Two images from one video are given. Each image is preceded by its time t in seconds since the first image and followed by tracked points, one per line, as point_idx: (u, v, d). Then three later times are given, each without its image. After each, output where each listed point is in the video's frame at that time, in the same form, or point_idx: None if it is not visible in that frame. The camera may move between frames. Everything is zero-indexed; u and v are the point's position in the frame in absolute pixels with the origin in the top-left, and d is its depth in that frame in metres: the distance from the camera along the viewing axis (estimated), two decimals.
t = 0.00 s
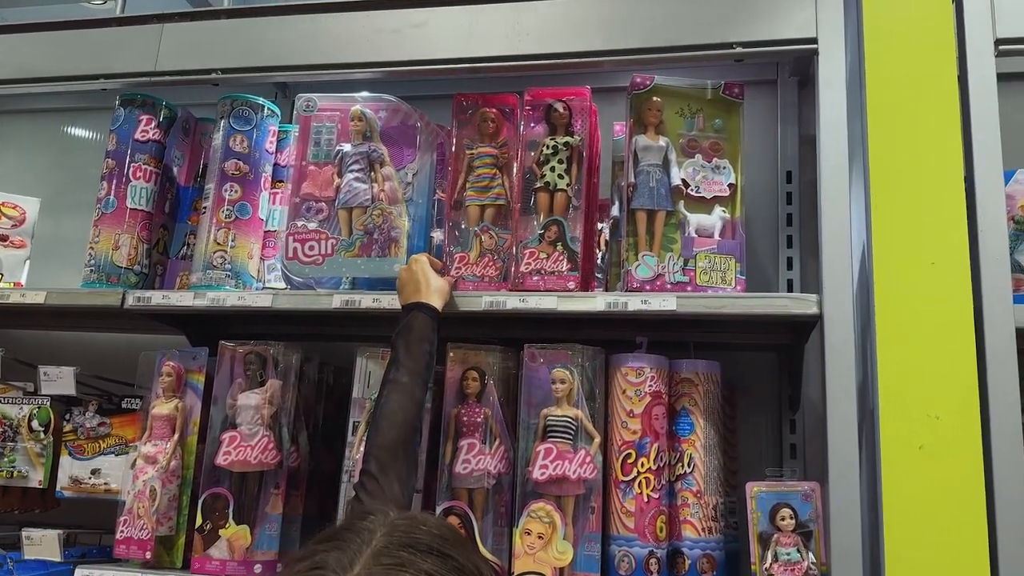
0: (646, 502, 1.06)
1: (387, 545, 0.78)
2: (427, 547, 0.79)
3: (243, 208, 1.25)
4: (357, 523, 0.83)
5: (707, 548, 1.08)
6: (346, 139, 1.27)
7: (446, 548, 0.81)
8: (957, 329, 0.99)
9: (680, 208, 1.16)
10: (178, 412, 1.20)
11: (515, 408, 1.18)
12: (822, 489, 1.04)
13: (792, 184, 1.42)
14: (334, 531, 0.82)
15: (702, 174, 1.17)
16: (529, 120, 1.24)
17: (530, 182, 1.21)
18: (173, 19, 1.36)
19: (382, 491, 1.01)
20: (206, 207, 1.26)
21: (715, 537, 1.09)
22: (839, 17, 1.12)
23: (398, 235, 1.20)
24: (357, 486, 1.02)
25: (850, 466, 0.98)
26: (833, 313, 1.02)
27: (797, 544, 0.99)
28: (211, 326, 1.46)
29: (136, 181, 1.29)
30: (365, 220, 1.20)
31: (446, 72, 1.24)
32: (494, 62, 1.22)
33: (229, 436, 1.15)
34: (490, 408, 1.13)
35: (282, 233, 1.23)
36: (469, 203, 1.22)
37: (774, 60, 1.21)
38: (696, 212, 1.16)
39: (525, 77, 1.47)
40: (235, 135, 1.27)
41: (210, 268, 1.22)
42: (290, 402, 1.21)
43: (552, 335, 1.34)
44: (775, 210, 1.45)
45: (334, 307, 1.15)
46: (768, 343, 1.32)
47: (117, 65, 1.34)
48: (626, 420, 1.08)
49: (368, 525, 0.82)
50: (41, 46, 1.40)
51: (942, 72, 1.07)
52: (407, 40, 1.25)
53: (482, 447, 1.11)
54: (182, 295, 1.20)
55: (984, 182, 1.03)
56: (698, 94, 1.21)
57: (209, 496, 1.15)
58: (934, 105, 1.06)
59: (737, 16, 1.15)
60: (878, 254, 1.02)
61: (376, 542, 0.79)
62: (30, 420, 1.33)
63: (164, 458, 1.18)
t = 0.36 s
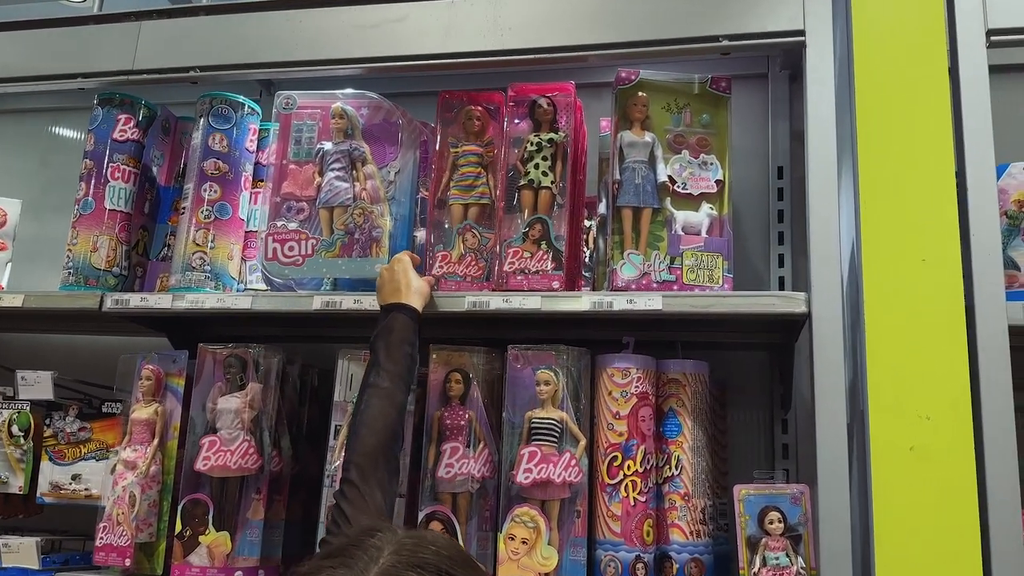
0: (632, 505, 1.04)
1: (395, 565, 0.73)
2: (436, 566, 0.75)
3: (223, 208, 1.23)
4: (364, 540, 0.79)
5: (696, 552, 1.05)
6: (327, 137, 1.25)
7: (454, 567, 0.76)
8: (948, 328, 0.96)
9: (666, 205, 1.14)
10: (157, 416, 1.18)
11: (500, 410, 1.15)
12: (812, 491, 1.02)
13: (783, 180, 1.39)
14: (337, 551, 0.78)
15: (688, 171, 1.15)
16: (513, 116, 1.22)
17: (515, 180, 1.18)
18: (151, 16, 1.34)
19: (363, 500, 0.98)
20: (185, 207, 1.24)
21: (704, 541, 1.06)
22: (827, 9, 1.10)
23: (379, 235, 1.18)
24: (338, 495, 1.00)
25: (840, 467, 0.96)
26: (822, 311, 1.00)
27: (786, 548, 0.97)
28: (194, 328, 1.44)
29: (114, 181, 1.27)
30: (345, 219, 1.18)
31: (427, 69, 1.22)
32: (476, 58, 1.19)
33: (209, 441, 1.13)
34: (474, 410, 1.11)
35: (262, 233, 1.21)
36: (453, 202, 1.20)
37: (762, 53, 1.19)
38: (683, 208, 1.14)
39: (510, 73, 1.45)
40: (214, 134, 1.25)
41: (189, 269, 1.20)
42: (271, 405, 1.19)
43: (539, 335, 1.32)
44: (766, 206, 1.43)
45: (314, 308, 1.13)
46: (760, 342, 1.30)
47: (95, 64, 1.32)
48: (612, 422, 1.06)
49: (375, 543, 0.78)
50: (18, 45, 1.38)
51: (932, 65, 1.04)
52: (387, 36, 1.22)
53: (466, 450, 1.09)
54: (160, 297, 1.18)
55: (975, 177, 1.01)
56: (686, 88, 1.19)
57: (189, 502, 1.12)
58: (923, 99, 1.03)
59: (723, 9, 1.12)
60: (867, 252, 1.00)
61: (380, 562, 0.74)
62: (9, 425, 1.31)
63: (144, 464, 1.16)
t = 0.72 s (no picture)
0: (637, 514, 1.00)
1: None
2: None
3: (210, 208, 1.19)
4: None
5: (703, 562, 1.01)
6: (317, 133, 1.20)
7: None
8: (965, 328, 0.92)
9: (670, 201, 1.09)
10: (144, 424, 1.14)
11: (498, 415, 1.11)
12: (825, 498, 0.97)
13: (789, 173, 1.35)
14: None
15: (692, 165, 1.11)
16: (509, 110, 1.17)
17: (512, 176, 1.13)
18: (134, 10, 1.29)
19: (349, 518, 0.96)
20: (171, 207, 1.20)
21: (711, 550, 1.02)
22: None
23: (371, 235, 1.14)
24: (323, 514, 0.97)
25: (853, 474, 0.92)
26: (834, 311, 0.95)
27: (797, 558, 0.93)
28: (183, 332, 1.40)
29: (97, 181, 1.22)
30: (336, 219, 1.14)
31: (419, 60, 1.17)
32: (470, 49, 1.15)
33: (196, 450, 1.09)
34: (471, 416, 1.07)
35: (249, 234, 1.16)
36: (448, 200, 1.16)
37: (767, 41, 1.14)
38: (685, 204, 1.10)
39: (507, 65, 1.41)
40: (199, 131, 1.21)
41: (175, 272, 1.16)
42: (262, 412, 1.15)
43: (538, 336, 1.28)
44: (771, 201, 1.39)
45: (305, 311, 1.08)
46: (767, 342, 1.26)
47: (76, 60, 1.27)
48: (614, 427, 1.02)
49: None
50: None
51: (945, 50, 1.00)
52: (377, 27, 1.18)
53: (463, 458, 1.04)
54: (145, 301, 1.13)
55: (992, 170, 0.96)
56: (689, 79, 1.15)
57: (177, 514, 1.09)
58: (936, 88, 0.99)
59: None
60: (879, 248, 0.96)
61: None
62: None
63: (130, 474, 1.12)
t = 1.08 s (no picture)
0: (647, 525, 0.95)
1: None
2: None
3: (198, 208, 1.15)
4: None
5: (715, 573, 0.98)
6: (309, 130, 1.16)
7: None
8: (990, 330, 0.88)
9: (676, 197, 1.06)
10: (132, 433, 1.10)
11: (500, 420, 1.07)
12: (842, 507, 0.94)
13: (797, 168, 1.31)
14: None
15: (700, 160, 1.07)
16: (509, 105, 1.13)
17: (512, 173, 1.09)
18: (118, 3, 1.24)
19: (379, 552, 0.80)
20: (157, 207, 1.15)
21: (723, 561, 0.99)
22: None
23: (367, 235, 1.08)
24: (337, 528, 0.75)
25: (875, 482, 0.87)
26: (852, 311, 0.91)
27: (815, 570, 0.89)
28: (173, 336, 1.36)
29: (81, 181, 1.18)
30: (330, 219, 1.09)
31: (414, 54, 1.13)
32: (468, 41, 1.10)
33: (186, 461, 1.04)
34: (473, 423, 1.02)
35: (240, 235, 1.11)
36: (446, 198, 1.11)
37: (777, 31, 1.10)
38: (694, 201, 1.06)
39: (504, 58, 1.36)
40: (187, 128, 1.16)
41: (163, 275, 1.11)
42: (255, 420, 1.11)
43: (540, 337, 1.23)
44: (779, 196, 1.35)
45: (298, 315, 1.04)
46: (778, 342, 1.22)
47: (58, 55, 1.23)
48: (622, 434, 0.98)
49: None
50: None
51: (964, 40, 0.96)
52: (370, 19, 1.13)
53: (464, 468, 1.00)
54: (132, 305, 1.08)
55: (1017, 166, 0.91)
56: (695, 71, 1.11)
57: (166, 527, 1.04)
58: (956, 79, 0.95)
59: None
60: (897, 247, 0.92)
61: None
62: None
63: (117, 485, 1.07)
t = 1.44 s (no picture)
0: (656, 542, 0.93)
1: None
2: None
3: (191, 218, 1.12)
4: None
5: None
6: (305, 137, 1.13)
7: None
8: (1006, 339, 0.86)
9: (683, 205, 1.03)
10: (125, 449, 1.06)
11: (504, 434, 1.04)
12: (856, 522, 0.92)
13: (801, 173, 1.28)
14: None
15: (707, 166, 1.04)
16: (510, 111, 1.10)
17: (514, 181, 1.07)
18: (108, 8, 1.21)
19: (493, 559, 0.75)
20: (150, 216, 1.12)
21: None
22: None
23: (366, 244, 1.06)
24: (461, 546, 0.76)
25: (890, 498, 0.85)
26: (865, 320, 0.89)
27: None
28: (166, 348, 1.33)
29: (71, 191, 1.14)
30: (328, 228, 1.06)
31: (413, 58, 1.10)
32: (468, 45, 1.08)
33: (180, 479, 1.01)
34: (476, 438, 1.00)
35: (235, 245, 1.08)
36: (446, 205, 1.09)
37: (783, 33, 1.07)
38: (701, 208, 1.04)
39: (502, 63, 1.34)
40: (180, 135, 1.13)
41: (155, 286, 1.08)
42: (250, 436, 1.08)
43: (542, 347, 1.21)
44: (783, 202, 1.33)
45: (296, 327, 1.01)
46: (784, 351, 1.20)
47: (46, 61, 1.20)
48: (630, 448, 0.95)
49: None
50: None
51: (975, 44, 0.94)
52: (367, 24, 1.10)
53: (468, 485, 0.96)
54: (124, 318, 1.05)
55: None
56: (699, 76, 1.09)
57: (161, 547, 1.01)
58: (968, 84, 0.93)
59: None
60: (910, 256, 0.90)
61: None
62: None
63: (110, 504, 1.04)
